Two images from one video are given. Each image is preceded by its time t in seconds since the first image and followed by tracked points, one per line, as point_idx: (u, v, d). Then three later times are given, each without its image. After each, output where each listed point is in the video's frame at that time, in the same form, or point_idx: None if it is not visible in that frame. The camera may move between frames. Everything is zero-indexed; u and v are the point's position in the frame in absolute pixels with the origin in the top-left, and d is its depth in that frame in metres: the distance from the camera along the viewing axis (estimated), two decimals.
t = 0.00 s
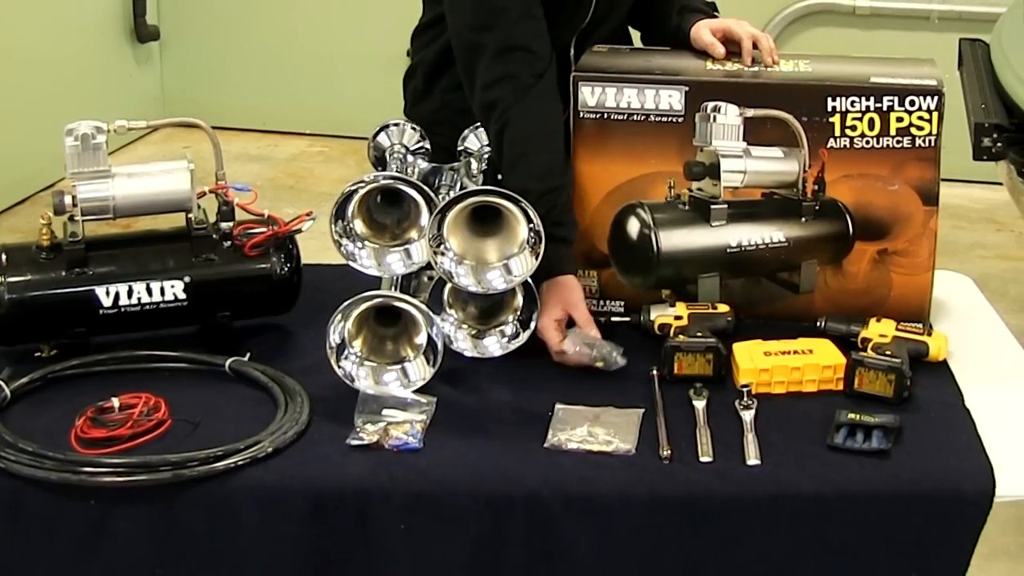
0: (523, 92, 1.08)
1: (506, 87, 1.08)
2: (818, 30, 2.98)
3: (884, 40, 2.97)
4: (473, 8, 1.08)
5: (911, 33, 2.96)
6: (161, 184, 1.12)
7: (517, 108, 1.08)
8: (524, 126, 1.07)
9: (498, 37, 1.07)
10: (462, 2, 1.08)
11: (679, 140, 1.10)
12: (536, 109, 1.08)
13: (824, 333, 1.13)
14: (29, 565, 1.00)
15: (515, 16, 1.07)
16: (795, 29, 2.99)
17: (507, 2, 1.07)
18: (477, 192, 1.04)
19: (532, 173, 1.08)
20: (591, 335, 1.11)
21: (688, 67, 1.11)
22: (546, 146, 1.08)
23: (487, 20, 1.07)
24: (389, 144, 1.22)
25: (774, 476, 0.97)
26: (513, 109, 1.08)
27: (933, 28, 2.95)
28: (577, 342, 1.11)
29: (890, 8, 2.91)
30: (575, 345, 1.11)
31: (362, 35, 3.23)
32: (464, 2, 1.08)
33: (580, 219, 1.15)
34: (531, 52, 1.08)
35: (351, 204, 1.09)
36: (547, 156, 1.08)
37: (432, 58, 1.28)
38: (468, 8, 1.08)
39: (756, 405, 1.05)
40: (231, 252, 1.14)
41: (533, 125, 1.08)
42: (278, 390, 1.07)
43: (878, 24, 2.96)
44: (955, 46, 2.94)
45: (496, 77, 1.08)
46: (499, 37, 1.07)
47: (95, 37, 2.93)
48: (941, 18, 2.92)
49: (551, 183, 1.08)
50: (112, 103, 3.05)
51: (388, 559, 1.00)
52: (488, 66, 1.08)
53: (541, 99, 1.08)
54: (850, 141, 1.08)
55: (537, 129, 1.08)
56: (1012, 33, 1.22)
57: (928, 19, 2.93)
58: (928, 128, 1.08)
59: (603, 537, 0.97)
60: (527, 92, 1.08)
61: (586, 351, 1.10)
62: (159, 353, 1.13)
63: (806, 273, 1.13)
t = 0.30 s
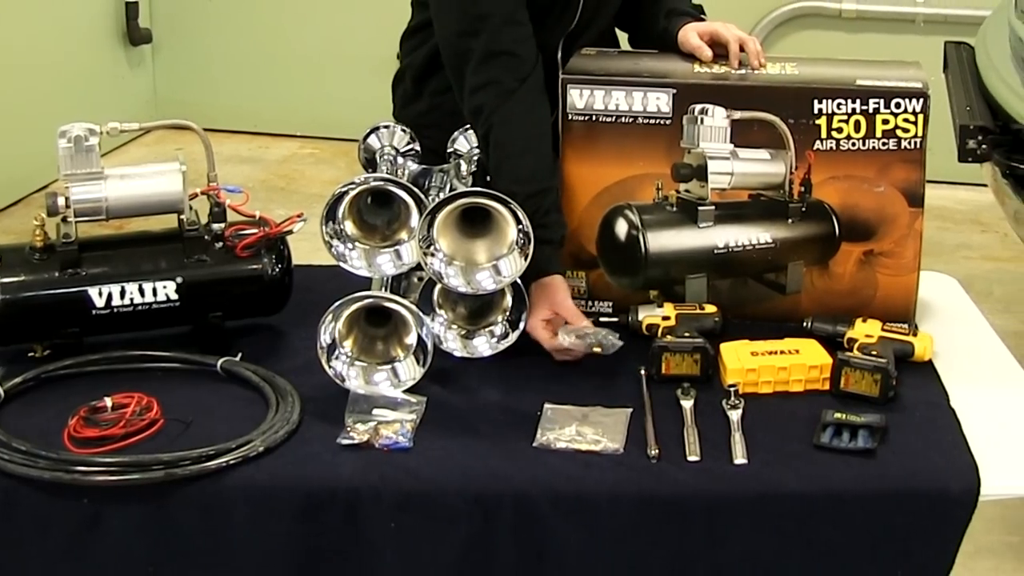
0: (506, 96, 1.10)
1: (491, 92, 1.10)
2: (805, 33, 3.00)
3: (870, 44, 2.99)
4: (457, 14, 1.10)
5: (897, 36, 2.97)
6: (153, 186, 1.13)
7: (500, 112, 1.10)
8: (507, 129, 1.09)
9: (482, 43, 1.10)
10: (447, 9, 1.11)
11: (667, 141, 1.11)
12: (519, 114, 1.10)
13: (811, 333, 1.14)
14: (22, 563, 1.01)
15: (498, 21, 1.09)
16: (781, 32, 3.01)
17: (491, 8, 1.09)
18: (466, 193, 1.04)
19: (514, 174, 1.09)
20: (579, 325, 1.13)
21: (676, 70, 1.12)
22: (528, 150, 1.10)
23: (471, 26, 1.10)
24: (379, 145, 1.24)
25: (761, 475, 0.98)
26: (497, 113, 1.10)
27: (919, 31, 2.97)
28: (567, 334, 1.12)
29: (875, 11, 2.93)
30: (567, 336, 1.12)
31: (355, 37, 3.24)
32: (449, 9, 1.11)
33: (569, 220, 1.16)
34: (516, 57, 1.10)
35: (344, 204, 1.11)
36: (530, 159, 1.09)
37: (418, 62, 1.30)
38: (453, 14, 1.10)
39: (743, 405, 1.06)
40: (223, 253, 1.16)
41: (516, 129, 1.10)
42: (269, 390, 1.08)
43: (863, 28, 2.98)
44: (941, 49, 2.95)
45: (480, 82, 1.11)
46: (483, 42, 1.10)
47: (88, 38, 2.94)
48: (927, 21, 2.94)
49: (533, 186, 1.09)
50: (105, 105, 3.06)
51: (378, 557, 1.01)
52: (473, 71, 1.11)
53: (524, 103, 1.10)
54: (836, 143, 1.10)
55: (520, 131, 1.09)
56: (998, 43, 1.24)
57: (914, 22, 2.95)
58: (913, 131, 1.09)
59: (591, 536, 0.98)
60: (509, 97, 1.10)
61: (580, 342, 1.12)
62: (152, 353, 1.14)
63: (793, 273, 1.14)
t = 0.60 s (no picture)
0: (491, 96, 1.12)
1: (477, 92, 1.12)
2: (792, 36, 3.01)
3: (857, 46, 3.00)
4: (445, 14, 1.12)
5: (885, 38, 2.98)
6: (146, 187, 1.14)
7: (486, 111, 1.12)
8: (492, 128, 1.11)
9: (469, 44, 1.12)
10: (436, 9, 1.13)
11: (657, 143, 1.12)
12: (504, 113, 1.11)
13: (799, 334, 1.15)
14: (16, 562, 1.02)
15: (485, 22, 1.11)
16: (769, 34, 3.02)
17: (478, 9, 1.11)
18: (457, 195, 1.05)
19: (500, 173, 1.11)
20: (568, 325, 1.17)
21: (666, 73, 1.13)
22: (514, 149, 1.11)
23: (458, 26, 1.12)
24: (370, 147, 1.25)
25: (749, 474, 0.98)
26: (483, 113, 1.12)
27: (906, 33, 2.97)
28: (553, 334, 1.16)
29: (862, 13, 2.94)
30: (554, 337, 1.16)
31: (347, 38, 3.25)
32: (437, 10, 1.13)
33: (559, 220, 1.17)
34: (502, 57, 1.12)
35: (335, 206, 1.12)
36: (517, 158, 1.11)
37: (409, 64, 1.31)
38: (441, 15, 1.12)
39: (731, 404, 1.07)
40: (215, 253, 1.16)
41: (502, 128, 1.11)
42: (261, 389, 1.09)
43: (850, 30, 2.98)
44: (927, 51, 2.96)
45: (467, 81, 1.13)
46: (470, 43, 1.12)
47: (82, 41, 2.95)
48: (914, 24, 2.94)
49: (520, 184, 1.10)
50: (99, 107, 3.07)
51: (369, 555, 1.01)
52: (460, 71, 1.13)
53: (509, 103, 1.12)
54: (824, 145, 1.10)
55: (506, 131, 1.11)
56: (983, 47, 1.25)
57: (901, 25, 2.95)
58: (901, 132, 1.10)
59: (581, 535, 0.99)
60: (495, 97, 1.12)
61: (564, 344, 1.16)
62: (145, 353, 1.15)
63: (781, 274, 1.15)
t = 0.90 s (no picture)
0: (482, 98, 1.13)
1: (468, 93, 1.14)
2: (782, 39, 3.02)
3: (848, 48, 3.02)
4: (436, 17, 1.13)
5: (875, 40, 3.00)
6: (141, 188, 1.15)
7: (477, 113, 1.13)
8: (482, 129, 1.12)
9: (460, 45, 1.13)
10: (427, 12, 1.14)
11: (648, 144, 1.12)
12: (495, 114, 1.13)
13: (789, 334, 1.16)
14: (11, 561, 1.03)
15: (476, 24, 1.12)
16: (760, 36, 3.03)
17: (468, 11, 1.12)
18: (450, 195, 1.06)
19: (490, 174, 1.12)
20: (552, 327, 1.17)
21: (657, 75, 1.14)
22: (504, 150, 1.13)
23: (449, 28, 1.13)
24: (364, 148, 1.26)
25: (740, 473, 0.99)
26: (474, 114, 1.13)
27: (896, 35, 2.99)
28: (540, 335, 1.17)
29: (853, 16, 2.95)
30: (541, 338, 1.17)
31: (342, 40, 3.26)
32: (429, 13, 1.14)
33: (551, 221, 1.17)
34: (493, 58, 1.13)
35: (328, 207, 1.13)
36: (507, 158, 1.12)
37: (402, 66, 1.32)
38: (433, 17, 1.13)
39: (722, 404, 1.08)
40: (210, 254, 1.17)
41: (493, 129, 1.13)
42: (255, 389, 1.09)
43: (840, 32, 3.00)
44: (918, 53, 2.98)
45: (458, 83, 1.14)
46: (461, 45, 1.13)
47: (78, 43, 2.95)
48: (904, 26, 2.96)
49: (512, 185, 1.11)
50: (93, 109, 3.08)
51: (362, 554, 1.02)
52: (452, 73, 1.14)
53: (500, 104, 1.13)
54: (814, 146, 1.11)
55: (496, 132, 1.12)
56: (972, 49, 1.27)
57: (891, 27, 2.97)
58: (891, 134, 1.11)
59: (572, 534, 1.00)
60: (485, 98, 1.13)
61: (551, 345, 1.17)
62: (140, 353, 1.15)
63: (772, 275, 1.15)
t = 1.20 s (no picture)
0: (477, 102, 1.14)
1: (463, 97, 1.14)
2: (775, 40, 3.03)
3: (840, 50, 3.02)
4: (432, 22, 1.13)
5: (868, 41, 3.00)
6: (138, 189, 1.15)
7: (472, 116, 1.14)
8: (478, 133, 1.13)
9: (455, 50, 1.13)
10: (424, 15, 1.13)
11: (643, 146, 1.13)
12: (490, 119, 1.13)
13: (783, 334, 1.16)
14: (8, 560, 1.03)
15: (472, 29, 1.12)
16: (753, 38, 3.04)
17: (465, 16, 1.12)
18: (445, 196, 1.06)
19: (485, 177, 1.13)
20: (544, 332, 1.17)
21: (651, 76, 1.15)
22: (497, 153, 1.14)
23: (445, 33, 1.13)
24: (359, 149, 1.26)
25: (734, 473, 1.00)
26: (469, 118, 1.14)
27: (889, 36, 2.99)
28: (531, 340, 1.17)
29: (846, 17, 2.96)
30: (532, 342, 1.17)
31: (338, 41, 3.26)
32: (425, 17, 1.13)
33: (546, 223, 1.18)
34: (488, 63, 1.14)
35: (323, 207, 1.13)
36: (503, 162, 1.13)
37: (398, 68, 1.33)
38: (430, 21, 1.13)
39: (716, 404, 1.08)
40: (206, 254, 1.17)
41: (487, 132, 1.13)
42: (251, 389, 1.10)
43: (833, 33, 3.01)
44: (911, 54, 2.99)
45: (454, 87, 1.14)
46: (457, 49, 1.13)
47: (74, 45, 2.96)
48: (897, 27, 2.96)
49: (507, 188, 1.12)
50: (90, 110, 3.08)
51: (357, 554, 1.02)
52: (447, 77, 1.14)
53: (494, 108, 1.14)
54: (808, 147, 1.12)
55: (491, 136, 1.13)
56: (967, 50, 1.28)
57: (884, 29, 2.97)
58: (884, 135, 1.12)
59: (567, 533, 1.00)
60: (481, 102, 1.13)
61: (543, 349, 1.17)
62: (137, 353, 1.16)
63: (765, 275, 1.16)
